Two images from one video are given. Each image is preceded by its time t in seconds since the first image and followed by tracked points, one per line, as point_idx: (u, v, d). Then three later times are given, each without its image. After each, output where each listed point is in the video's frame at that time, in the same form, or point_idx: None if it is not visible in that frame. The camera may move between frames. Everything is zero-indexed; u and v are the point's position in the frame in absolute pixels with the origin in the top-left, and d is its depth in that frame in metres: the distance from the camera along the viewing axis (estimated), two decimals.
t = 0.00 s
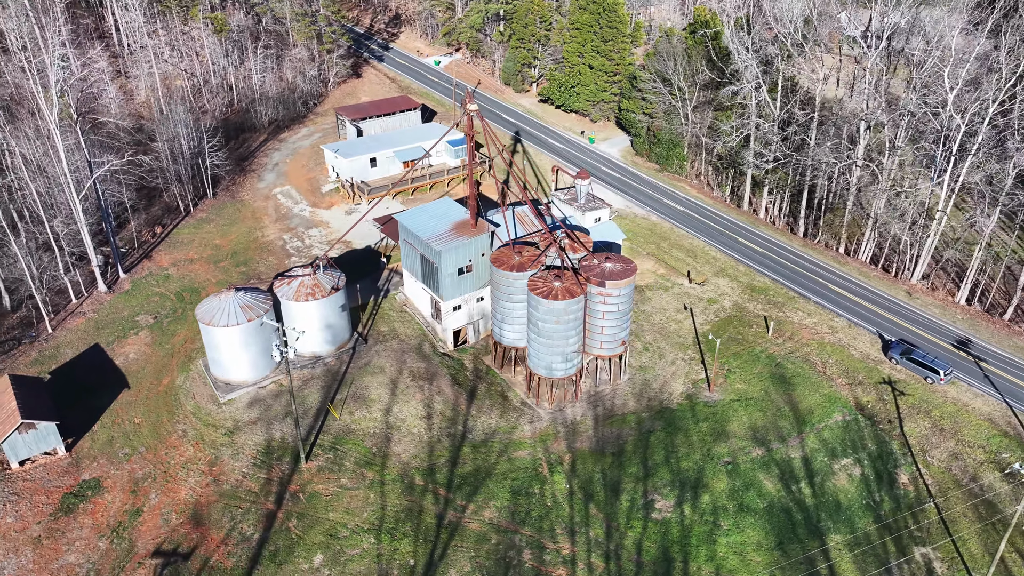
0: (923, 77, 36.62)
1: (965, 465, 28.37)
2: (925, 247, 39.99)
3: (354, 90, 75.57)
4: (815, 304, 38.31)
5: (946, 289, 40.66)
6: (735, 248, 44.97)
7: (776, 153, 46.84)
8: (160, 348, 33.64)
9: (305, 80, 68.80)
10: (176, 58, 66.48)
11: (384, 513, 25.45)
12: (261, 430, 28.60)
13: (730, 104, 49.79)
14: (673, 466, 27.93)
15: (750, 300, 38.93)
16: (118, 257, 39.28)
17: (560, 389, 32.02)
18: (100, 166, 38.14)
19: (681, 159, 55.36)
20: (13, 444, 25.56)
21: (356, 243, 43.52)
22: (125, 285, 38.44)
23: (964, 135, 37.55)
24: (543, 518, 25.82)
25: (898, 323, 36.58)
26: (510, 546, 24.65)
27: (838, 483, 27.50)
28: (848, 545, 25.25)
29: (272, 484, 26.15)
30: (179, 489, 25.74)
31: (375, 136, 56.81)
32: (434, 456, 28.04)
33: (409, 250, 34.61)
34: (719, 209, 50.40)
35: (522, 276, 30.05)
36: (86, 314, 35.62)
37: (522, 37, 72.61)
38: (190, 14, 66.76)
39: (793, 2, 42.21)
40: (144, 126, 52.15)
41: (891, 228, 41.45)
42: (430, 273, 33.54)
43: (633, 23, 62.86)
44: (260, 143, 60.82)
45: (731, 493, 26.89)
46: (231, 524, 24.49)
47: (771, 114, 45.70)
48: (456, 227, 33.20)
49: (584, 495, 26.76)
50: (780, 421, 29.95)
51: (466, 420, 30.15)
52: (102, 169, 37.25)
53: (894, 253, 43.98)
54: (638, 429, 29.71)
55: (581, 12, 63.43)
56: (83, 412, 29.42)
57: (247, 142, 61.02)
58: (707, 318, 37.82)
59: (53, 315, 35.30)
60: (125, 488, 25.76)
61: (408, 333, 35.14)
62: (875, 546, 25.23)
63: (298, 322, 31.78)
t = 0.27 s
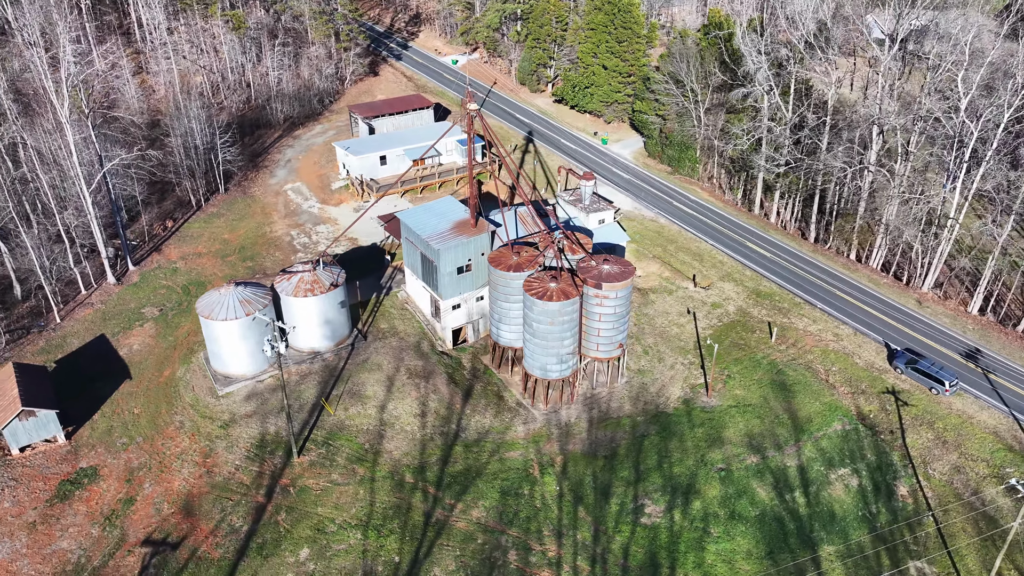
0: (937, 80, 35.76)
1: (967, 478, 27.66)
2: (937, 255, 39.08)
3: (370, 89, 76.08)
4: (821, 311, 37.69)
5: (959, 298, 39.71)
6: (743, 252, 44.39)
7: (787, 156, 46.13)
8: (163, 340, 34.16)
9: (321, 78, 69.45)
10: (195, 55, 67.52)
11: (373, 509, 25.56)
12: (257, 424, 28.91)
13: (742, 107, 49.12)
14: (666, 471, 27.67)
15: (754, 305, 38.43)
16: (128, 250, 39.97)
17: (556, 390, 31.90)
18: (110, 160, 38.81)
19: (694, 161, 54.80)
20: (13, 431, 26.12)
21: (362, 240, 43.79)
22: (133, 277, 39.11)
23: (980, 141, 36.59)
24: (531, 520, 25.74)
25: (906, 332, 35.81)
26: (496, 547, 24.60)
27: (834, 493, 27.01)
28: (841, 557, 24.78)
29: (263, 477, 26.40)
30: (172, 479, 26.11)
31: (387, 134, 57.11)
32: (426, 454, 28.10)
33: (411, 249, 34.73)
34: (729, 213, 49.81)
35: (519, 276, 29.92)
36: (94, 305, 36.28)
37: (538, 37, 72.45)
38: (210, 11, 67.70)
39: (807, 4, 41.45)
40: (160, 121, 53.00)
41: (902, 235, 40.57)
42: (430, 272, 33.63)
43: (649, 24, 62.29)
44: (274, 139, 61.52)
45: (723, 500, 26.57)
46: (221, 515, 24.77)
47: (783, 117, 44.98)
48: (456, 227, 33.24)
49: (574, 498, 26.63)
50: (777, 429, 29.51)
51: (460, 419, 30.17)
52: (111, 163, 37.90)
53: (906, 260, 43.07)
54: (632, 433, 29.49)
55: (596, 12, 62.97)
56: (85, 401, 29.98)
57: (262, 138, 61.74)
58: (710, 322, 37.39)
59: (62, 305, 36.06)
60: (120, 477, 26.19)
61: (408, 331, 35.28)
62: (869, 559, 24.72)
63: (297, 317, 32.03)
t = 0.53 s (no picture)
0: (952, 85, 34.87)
1: (969, 493, 26.94)
2: (950, 264, 38.12)
3: (387, 87, 76.54)
4: (828, 318, 37.02)
5: (972, 308, 38.73)
6: (752, 257, 43.75)
7: (800, 160, 45.36)
8: (168, 332, 34.71)
9: (338, 76, 70.05)
10: (215, 52, 68.53)
11: (362, 505, 25.69)
12: (253, 417, 29.22)
13: (755, 110, 48.43)
14: (658, 476, 27.41)
15: (759, 311, 37.89)
16: (139, 243, 40.67)
17: (553, 392, 31.78)
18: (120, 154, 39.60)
19: (707, 164, 54.19)
20: (16, 418, 26.74)
21: (369, 238, 44.11)
22: (143, 270, 39.80)
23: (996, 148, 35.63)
24: (519, 521, 25.67)
25: (914, 341, 34.99)
26: (482, 547, 24.59)
27: (829, 504, 26.51)
28: (833, 569, 24.32)
29: (256, 470, 26.67)
30: (167, 470, 26.50)
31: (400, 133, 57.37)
32: (418, 452, 28.19)
33: (412, 247, 34.87)
34: (739, 217, 49.14)
35: (516, 276, 29.82)
36: (103, 296, 36.97)
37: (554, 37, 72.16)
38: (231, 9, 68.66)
39: (821, 5, 40.69)
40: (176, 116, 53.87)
41: (915, 243, 39.66)
42: (430, 271, 33.71)
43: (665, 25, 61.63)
44: (290, 136, 62.19)
45: (715, 507, 26.24)
46: (212, 507, 25.06)
47: (795, 120, 44.22)
48: (457, 226, 33.34)
49: (563, 500, 26.50)
50: (775, 437, 29.07)
51: (454, 418, 30.20)
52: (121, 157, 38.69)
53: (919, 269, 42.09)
54: (626, 437, 29.27)
55: (611, 13, 62.33)
56: (88, 390, 30.57)
57: (277, 135, 62.47)
58: (713, 327, 36.94)
59: (73, 296, 36.73)
60: (117, 466, 26.66)
61: (408, 329, 35.40)
62: (862, 572, 24.21)
63: (296, 312, 32.38)
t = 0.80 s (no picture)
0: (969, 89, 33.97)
1: (972, 508, 26.24)
2: (964, 273, 37.14)
3: (404, 86, 76.98)
4: (835, 327, 36.31)
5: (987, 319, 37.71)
6: (761, 263, 43.07)
7: (813, 165, 44.59)
8: (174, 324, 35.28)
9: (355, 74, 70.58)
10: (236, 49, 69.53)
11: (353, 501, 25.85)
12: (250, 410, 29.56)
13: (769, 113, 47.67)
14: (651, 481, 27.16)
15: (765, 317, 37.31)
16: (150, 236, 41.40)
17: (550, 393, 31.66)
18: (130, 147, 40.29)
19: (721, 167, 53.54)
20: (20, 405, 27.40)
21: (377, 236, 44.40)
22: (153, 263, 40.51)
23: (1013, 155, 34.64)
24: (508, 522, 25.63)
25: (923, 352, 34.13)
26: (470, 546, 24.58)
27: (825, 515, 26.01)
28: None
29: (250, 463, 26.98)
30: (164, 460, 26.94)
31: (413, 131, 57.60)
32: (411, 450, 28.29)
33: (415, 246, 34.95)
34: (751, 221, 48.39)
35: (514, 277, 29.71)
36: (113, 288, 37.71)
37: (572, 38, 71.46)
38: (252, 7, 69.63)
39: (836, 7, 39.97)
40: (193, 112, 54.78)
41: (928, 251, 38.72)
42: (431, 269, 33.75)
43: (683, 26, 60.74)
44: (305, 133, 62.86)
45: (707, 515, 25.92)
46: (205, 498, 25.41)
47: (809, 124, 43.47)
48: (459, 225, 33.34)
49: (554, 503, 26.39)
50: (772, 445, 28.63)
51: (450, 417, 30.25)
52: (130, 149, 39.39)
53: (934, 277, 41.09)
54: (621, 441, 29.06)
55: (629, 14, 61.94)
56: (93, 380, 31.21)
57: (293, 132, 63.18)
58: (717, 332, 36.47)
59: (84, 287, 37.46)
60: (116, 455, 27.17)
61: (409, 327, 35.54)
62: None
63: (297, 308, 32.70)
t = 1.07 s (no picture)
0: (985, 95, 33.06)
1: (973, 525, 25.56)
2: (978, 283, 36.19)
3: (422, 85, 77.36)
4: (842, 335, 35.59)
5: (1001, 331, 36.70)
6: (770, 268, 42.37)
7: (827, 170, 43.78)
8: (181, 317, 35.85)
9: (372, 72, 71.10)
10: (256, 47, 70.53)
11: (344, 497, 26.03)
12: (249, 404, 29.91)
13: (783, 117, 46.93)
14: (643, 486, 26.94)
15: (770, 323, 36.75)
16: (162, 230, 42.16)
17: (547, 395, 31.55)
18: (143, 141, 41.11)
19: (735, 171, 52.85)
20: (25, 391, 28.07)
21: (385, 233, 44.69)
22: (164, 256, 41.23)
23: None
24: (497, 522, 25.59)
25: (931, 363, 33.25)
26: (457, 546, 24.59)
27: (820, 526, 25.51)
28: None
29: (245, 456, 27.30)
30: (162, 450, 27.39)
31: (426, 130, 57.83)
32: (405, 448, 28.40)
33: (418, 244, 35.06)
34: (763, 226, 47.63)
35: (512, 277, 29.63)
36: (124, 280, 38.45)
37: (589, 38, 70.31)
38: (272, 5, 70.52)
39: (851, 10, 39.19)
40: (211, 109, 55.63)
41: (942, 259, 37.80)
42: (433, 268, 33.83)
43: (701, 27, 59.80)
44: (321, 131, 63.48)
45: (699, 522, 25.60)
46: (199, 489, 25.77)
47: (822, 129, 42.70)
48: (461, 225, 33.40)
49: (544, 505, 26.29)
50: (769, 453, 28.23)
51: (445, 416, 30.30)
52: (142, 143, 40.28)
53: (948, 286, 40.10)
54: (616, 444, 28.84)
55: (646, 15, 60.82)
56: (99, 369, 31.85)
57: (310, 129, 63.84)
58: (720, 337, 36.01)
59: (95, 278, 38.19)
60: (116, 444, 27.68)
61: (411, 325, 35.68)
62: None
63: (299, 303, 33.02)
